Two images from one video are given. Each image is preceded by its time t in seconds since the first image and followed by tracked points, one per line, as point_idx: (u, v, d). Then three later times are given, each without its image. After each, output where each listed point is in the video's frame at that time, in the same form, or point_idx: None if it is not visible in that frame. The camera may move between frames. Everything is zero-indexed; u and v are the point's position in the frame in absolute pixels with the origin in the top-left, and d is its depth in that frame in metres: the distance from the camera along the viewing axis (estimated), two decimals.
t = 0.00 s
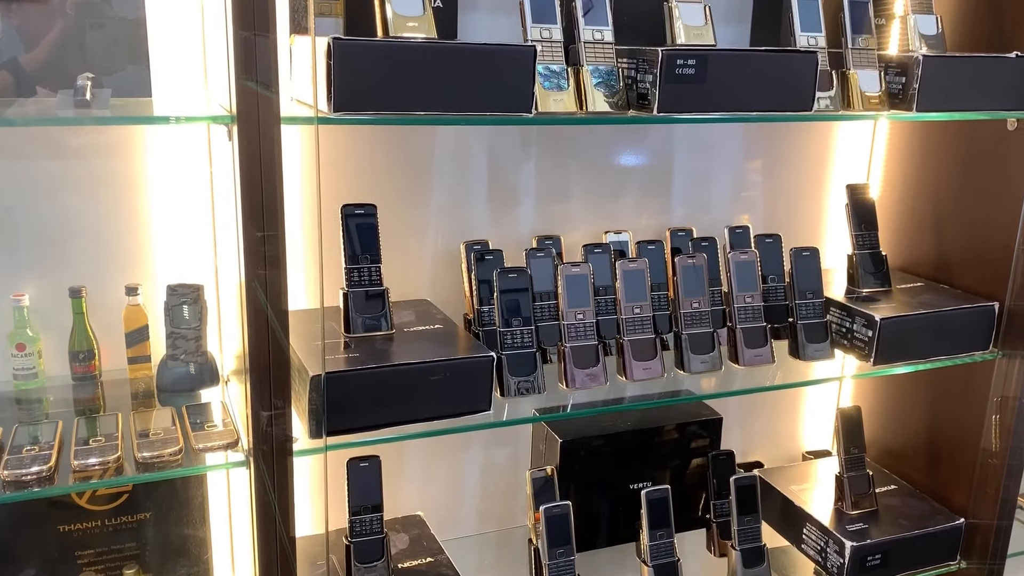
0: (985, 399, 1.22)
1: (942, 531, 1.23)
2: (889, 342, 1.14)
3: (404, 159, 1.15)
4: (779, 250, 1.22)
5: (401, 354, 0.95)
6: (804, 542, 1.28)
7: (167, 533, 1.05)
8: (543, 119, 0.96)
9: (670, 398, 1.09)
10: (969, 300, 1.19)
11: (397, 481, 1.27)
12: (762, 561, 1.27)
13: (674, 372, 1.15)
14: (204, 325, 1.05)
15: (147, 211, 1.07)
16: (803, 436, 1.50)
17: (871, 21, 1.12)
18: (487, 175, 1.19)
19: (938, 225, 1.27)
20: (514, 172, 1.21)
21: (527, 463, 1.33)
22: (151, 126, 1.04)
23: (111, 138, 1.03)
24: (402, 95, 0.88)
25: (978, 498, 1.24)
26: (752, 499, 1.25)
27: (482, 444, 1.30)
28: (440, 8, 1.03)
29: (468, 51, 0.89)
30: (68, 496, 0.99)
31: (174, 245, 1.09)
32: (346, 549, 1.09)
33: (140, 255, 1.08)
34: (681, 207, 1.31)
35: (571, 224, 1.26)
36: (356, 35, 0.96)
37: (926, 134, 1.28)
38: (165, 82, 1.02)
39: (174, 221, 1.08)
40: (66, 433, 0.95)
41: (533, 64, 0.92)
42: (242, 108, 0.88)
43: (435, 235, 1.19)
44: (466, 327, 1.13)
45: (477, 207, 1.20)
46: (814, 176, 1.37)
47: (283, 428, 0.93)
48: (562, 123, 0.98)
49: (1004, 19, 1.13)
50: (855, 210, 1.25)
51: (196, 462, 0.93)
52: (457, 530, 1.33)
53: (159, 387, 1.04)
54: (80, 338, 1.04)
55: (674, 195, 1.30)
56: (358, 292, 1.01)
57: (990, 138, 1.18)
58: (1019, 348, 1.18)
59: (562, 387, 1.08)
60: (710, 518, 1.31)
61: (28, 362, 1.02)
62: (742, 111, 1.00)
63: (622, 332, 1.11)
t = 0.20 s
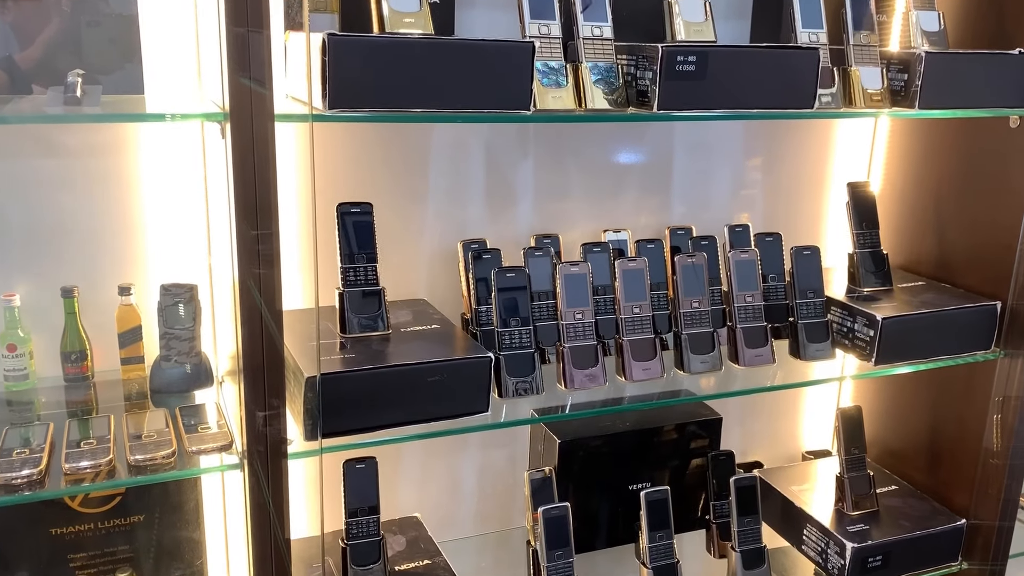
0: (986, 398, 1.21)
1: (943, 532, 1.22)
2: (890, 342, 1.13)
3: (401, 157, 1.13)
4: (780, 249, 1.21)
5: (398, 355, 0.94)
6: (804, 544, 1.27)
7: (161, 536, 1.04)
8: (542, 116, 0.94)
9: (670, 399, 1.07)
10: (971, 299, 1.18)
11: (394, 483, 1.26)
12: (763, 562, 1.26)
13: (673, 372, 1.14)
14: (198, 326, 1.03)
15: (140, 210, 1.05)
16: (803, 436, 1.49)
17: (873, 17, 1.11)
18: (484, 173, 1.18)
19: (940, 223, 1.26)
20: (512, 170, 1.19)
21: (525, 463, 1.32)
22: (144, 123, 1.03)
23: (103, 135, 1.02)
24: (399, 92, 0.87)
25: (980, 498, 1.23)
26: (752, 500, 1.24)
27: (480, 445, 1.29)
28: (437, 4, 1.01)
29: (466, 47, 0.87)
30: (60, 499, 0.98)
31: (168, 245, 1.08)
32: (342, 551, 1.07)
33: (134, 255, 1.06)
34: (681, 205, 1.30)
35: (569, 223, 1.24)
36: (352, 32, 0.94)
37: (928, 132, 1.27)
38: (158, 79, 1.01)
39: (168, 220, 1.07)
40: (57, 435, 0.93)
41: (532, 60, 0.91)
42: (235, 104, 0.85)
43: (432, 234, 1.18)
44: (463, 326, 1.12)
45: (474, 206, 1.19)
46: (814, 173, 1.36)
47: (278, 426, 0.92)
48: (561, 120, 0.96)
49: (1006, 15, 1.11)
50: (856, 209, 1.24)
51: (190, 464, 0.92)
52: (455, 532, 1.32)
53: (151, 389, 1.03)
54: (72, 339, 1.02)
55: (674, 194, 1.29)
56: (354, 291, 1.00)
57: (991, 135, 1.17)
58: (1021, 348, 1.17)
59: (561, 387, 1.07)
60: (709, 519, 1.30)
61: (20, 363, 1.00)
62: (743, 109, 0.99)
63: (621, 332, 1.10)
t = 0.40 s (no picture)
0: (989, 399, 1.20)
1: (945, 534, 1.21)
2: (893, 343, 1.12)
3: (399, 156, 1.12)
4: (782, 249, 1.20)
5: (396, 356, 0.93)
6: (806, 546, 1.26)
7: (157, 538, 1.03)
8: (542, 115, 0.93)
9: (671, 401, 1.06)
10: (975, 300, 1.17)
11: (392, 484, 1.25)
12: (765, 565, 1.25)
13: (674, 373, 1.12)
14: (194, 326, 1.02)
15: (135, 210, 1.04)
16: (804, 436, 1.48)
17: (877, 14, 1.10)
18: (484, 172, 1.17)
19: (943, 223, 1.25)
20: (512, 169, 1.18)
21: (525, 464, 1.31)
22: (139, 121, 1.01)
23: (97, 134, 1.00)
24: (397, 90, 0.85)
25: (983, 500, 1.22)
26: (753, 502, 1.23)
27: (479, 446, 1.28)
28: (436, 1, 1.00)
29: (466, 45, 0.86)
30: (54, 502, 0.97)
31: (163, 245, 1.07)
32: (339, 555, 1.06)
33: (129, 254, 1.05)
34: (681, 205, 1.29)
35: (568, 222, 1.23)
36: (350, 29, 0.93)
37: (931, 131, 1.26)
38: (153, 77, 0.99)
39: (163, 220, 1.06)
40: (51, 438, 0.92)
41: (532, 57, 0.89)
42: (231, 104, 0.84)
43: (430, 233, 1.16)
44: (462, 327, 1.11)
45: (473, 205, 1.17)
46: (816, 172, 1.35)
47: (276, 427, 0.90)
48: (561, 119, 0.95)
49: (1011, 13, 1.10)
50: (858, 208, 1.23)
51: (186, 468, 0.91)
52: (453, 534, 1.31)
53: (147, 391, 1.02)
54: (66, 340, 1.01)
55: (674, 193, 1.28)
56: (351, 292, 0.99)
57: (995, 135, 1.16)
58: None
59: (561, 388, 1.06)
60: (710, 521, 1.29)
61: (13, 365, 0.99)
62: (746, 108, 0.98)
63: (622, 333, 1.09)
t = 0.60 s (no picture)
0: (993, 399, 1.19)
1: (948, 534, 1.20)
2: (897, 342, 1.11)
3: (398, 152, 1.11)
4: (785, 246, 1.19)
5: (394, 355, 0.92)
6: (808, 546, 1.25)
7: (154, 538, 1.01)
8: (543, 110, 0.92)
9: (672, 401, 1.05)
10: (979, 298, 1.16)
11: (390, 484, 1.24)
12: (766, 565, 1.24)
13: (676, 372, 1.11)
14: (190, 323, 1.01)
15: (130, 206, 1.03)
16: (805, 435, 1.47)
17: (881, 11, 1.09)
18: (483, 169, 1.16)
19: (946, 221, 1.24)
20: (512, 165, 1.17)
21: (524, 464, 1.30)
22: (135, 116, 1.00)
23: (93, 129, 0.99)
24: (397, 85, 0.84)
25: (986, 501, 1.21)
26: (755, 502, 1.23)
27: (479, 445, 1.27)
28: None
29: (466, 40, 0.85)
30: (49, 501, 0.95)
31: (159, 242, 1.05)
32: (338, 555, 1.05)
33: (124, 252, 1.04)
34: (683, 202, 1.28)
35: (569, 219, 1.22)
36: (349, 23, 0.92)
37: (934, 129, 1.25)
38: (149, 72, 0.98)
39: (159, 217, 1.05)
40: (45, 438, 0.91)
41: (533, 52, 0.88)
42: (229, 99, 0.83)
43: (430, 230, 1.15)
44: (462, 325, 1.10)
45: (473, 202, 1.16)
46: (819, 169, 1.34)
47: (273, 426, 0.90)
48: (562, 114, 0.94)
49: (1016, 8, 1.09)
50: (861, 206, 1.22)
51: (182, 468, 0.89)
52: (453, 533, 1.30)
53: (144, 390, 1.00)
54: (61, 338, 0.99)
55: (676, 190, 1.27)
56: (350, 290, 0.98)
57: (1000, 131, 1.15)
58: None
59: (561, 387, 1.05)
60: (711, 520, 1.28)
61: (8, 363, 0.98)
62: (749, 104, 0.97)
63: (623, 331, 1.08)
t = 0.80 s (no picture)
0: (996, 400, 1.19)
1: (951, 535, 1.19)
2: (900, 342, 1.10)
3: (398, 151, 1.10)
4: (788, 245, 1.18)
5: (395, 355, 0.91)
6: (810, 547, 1.24)
7: (153, 539, 1.01)
8: (546, 108, 0.91)
9: (673, 402, 1.05)
10: (983, 299, 1.15)
11: (391, 484, 1.23)
12: (769, 566, 1.24)
13: (678, 372, 1.11)
14: (190, 323, 1.01)
15: (129, 205, 1.02)
16: (808, 436, 1.46)
17: (885, 9, 1.08)
18: (485, 167, 1.15)
19: (950, 221, 1.24)
20: (513, 164, 1.16)
21: (525, 463, 1.29)
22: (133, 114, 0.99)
23: (91, 128, 0.98)
24: (397, 83, 0.83)
25: (989, 502, 1.21)
26: (758, 503, 1.22)
27: (479, 445, 1.26)
28: None
29: (468, 37, 0.84)
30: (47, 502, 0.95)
31: (158, 240, 1.05)
32: (338, 555, 1.05)
33: (122, 250, 1.03)
34: (684, 201, 1.27)
35: (571, 218, 1.21)
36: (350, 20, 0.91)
37: (937, 128, 1.24)
38: (148, 70, 0.97)
39: (158, 215, 1.04)
40: (43, 438, 0.90)
41: (536, 50, 0.87)
42: (228, 97, 0.82)
43: (431, 229, 1.15)
44: (463, 325, 1.09)
45: (474, 200, 1.16)
46: (822, 168, 1.33)
47: (272, 426, 0.88)
48: (564, 112, 0.93)
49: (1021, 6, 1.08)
50: (865, 204, 1.21)
51: (181, 469, 0.89)
52: (453, 534, 1.29)
53: (143, 389, 0.99)
54: (60, 337, 0.99)
55: (678, 189, 1.26)
56: (350, 290, 0.97)
57: (1003, 130, 1.14)
58: None
59: (563, 387, 1.04)
60: (713, 521, 1.27)
61: (6, 362, 0.97)
62: (753, 103, 0.96)
63: (625, 331, 1.07)
